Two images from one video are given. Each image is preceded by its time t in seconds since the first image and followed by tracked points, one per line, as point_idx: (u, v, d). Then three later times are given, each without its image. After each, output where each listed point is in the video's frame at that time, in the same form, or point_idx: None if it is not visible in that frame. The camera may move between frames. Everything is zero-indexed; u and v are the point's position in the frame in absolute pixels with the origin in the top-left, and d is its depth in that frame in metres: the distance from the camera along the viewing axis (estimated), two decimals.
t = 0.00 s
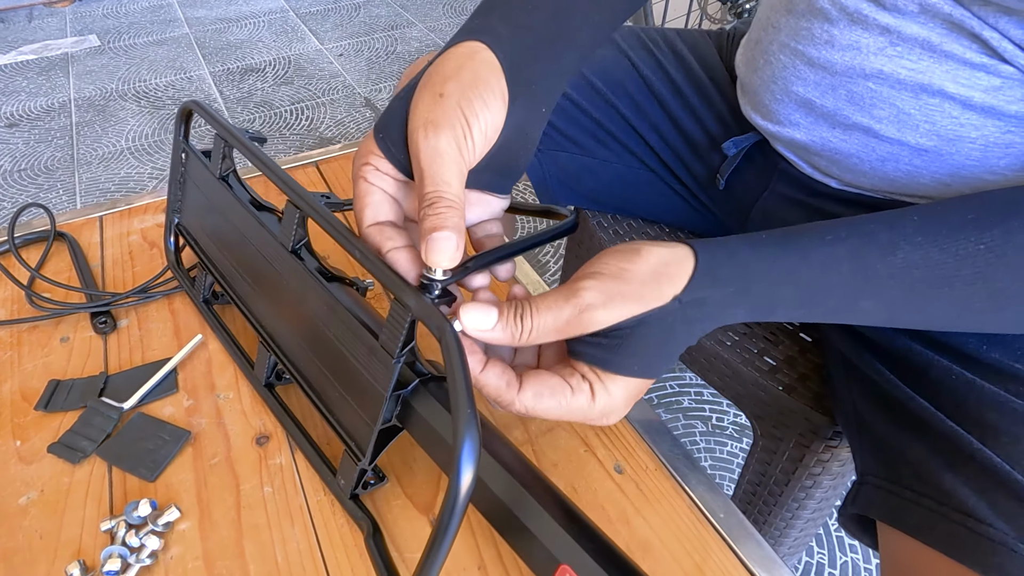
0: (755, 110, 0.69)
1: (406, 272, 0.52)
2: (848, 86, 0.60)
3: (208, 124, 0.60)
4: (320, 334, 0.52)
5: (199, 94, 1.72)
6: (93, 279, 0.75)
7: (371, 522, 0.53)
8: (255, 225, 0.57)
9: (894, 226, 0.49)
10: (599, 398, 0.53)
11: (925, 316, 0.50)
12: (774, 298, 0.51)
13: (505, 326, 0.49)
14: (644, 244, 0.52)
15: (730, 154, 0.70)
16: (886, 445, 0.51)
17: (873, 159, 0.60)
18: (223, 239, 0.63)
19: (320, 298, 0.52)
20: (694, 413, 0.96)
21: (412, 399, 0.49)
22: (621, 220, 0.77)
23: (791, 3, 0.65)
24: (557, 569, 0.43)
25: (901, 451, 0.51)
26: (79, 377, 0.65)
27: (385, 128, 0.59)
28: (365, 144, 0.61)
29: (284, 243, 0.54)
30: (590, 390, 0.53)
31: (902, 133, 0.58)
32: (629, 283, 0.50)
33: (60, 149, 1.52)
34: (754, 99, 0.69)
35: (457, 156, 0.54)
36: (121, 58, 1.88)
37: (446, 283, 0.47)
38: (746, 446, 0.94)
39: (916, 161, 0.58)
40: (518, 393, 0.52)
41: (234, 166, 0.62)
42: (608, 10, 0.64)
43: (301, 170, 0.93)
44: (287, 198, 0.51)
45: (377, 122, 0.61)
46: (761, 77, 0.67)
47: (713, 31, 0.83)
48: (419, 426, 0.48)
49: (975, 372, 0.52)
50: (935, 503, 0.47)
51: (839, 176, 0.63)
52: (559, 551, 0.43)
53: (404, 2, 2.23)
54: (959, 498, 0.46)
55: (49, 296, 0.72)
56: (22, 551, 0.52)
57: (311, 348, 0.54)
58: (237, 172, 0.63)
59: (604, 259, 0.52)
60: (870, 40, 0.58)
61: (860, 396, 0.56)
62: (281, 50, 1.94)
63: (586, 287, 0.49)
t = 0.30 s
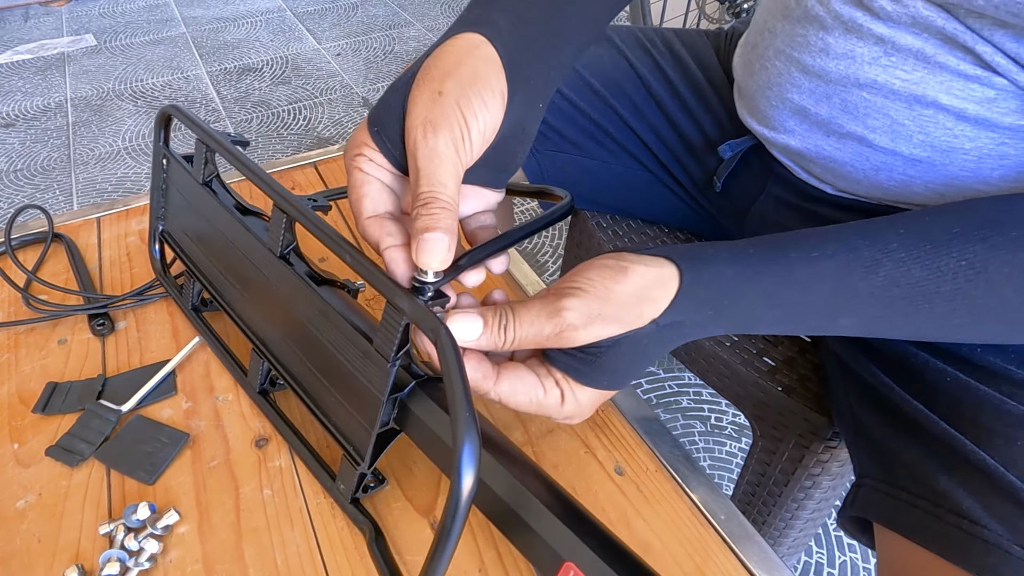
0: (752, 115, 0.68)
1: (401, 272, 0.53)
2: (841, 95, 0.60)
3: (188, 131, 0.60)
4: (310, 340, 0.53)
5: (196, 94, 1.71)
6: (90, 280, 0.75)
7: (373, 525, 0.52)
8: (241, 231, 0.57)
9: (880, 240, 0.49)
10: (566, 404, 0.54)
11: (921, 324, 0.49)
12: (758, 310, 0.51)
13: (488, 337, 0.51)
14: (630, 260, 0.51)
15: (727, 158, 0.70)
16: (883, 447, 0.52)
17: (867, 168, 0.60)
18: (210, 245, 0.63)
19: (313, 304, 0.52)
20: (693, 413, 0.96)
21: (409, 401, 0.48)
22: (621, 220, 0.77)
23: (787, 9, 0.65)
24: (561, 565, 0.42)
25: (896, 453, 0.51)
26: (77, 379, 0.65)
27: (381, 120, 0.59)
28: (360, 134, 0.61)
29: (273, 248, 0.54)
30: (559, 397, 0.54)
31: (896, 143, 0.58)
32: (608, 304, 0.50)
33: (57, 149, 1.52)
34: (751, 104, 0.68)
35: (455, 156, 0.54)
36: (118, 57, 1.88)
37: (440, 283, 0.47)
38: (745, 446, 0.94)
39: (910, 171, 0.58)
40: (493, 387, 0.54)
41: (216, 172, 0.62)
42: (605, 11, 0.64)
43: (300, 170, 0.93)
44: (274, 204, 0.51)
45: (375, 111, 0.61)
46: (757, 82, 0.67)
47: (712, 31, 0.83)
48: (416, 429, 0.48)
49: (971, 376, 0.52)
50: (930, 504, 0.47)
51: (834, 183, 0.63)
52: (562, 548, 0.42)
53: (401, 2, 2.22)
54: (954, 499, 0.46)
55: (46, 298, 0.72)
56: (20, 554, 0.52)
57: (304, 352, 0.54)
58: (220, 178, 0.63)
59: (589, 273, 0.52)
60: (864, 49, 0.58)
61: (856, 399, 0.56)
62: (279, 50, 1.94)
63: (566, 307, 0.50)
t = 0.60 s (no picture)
0: (744, 120, 0.68)
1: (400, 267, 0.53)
2: (831, 104, 0.60)
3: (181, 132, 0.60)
4: (306, 339, 0.52)
5: (192, 95, 1.71)
6: (86, 282, 0.75)
7: (366, 524, 0.52)
8: (236, 229, 0.57)
9: (874, 264, 0.48)
10: (526, 398, 0.57)
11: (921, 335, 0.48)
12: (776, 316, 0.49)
13: (473, 315, 0.51)
14: (627, 289, 0.49)
15: (720, 162, 0.69)
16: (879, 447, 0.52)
17: (858, 175, 0.60)
18: (202, 247, 0.62)
19: (310, 302, 0.52)
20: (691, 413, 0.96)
21: (405, 398, 0.48)
22: (617, 221, 0.77)
23: (780, 16, 0.65)
24: (559, 554, 0.43)
25: (890, 454, 0.51)
26: (74, 382, 0.65)
27: (377, 113, 0.59)
28: (354, 126, 0.61)
29: (269, 247, 0.54)
30: (520, 391, 0.56)
31: (885, 153, 0.58)
32: (595, 329, 0.49)
33: (53, 150, 1.51)
34: (743, 109, 0.68)
35: (454, 155, 0.54)
36: (114, 58, 1.87)
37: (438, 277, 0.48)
38: (743, 446, 0.94)
39: (900, 180, 0.58)
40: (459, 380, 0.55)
41: (208, 173, 0.62)
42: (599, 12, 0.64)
43: (297, 171, 0.93)
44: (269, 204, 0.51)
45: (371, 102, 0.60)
46: (749, 88, 0.67)
47: (708, 31, 0.83)
48: (412, 426, 0.48)
49: (964, 377, 0.52)
50: (925, 506, 0.47)
51: (826, 189, 0.63)
52: (559, 539, 0.43)
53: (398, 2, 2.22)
54: (949, 500, 0.46)
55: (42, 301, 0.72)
56: (17, 558, 0.52)
57: (299, 352, 0.53)
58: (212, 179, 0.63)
59: (581, 289, 0.50)
60: (853, 59, 0.58)
61: (850, 401, 0.56)
62: (275, 51, 1.93)
63: (549, 326, 0.49)
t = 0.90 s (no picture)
0: (739, 125, 0.68)
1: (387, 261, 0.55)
2: (824, 113, 0.61)
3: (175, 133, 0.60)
4: (301, 339, 0.53)
5: (191, 96, 1.71)
6: (86, 283, 0.75)
7: (366, 522, 0.52)
8: (230, 230, 0.57)
9: (861, 287, 0.49)
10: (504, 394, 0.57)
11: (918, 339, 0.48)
12: (765, 329, 0.50)
13: (467, 316, 0.50)
14: (616, 326, 0.50)
15: (714, 164, 0.70)
16: (871, 448, 0.52)
17: (851, 184, 0.60)
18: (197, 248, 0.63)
19: (304, 303, 0.52)
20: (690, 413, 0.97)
21: (402, 398, 0.49)
22: (616, 222, 0.78)
23: (774, 21, 0.65)
24: (556, 550, 0.43)
25: (881, 454, 0.51)
26: (74, 383, 0.65)
27: (382, 103, 0.58)
28: (356, 113, 0.60)
29: (264, 249, 0.54)
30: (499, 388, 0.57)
31: (877, 162, 0.59)
32: (580, 358, 0.50)
33: (51, 151, 1.51)
34: (738, 113, 0.68)
35: (460, 155, 0.54)
36: (112, 59, 1.88)
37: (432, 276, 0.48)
38: (741, 446, 0.94)
39: (891, 189, 0.59)
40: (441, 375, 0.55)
41: (202, 175, 0.62)
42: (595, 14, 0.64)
43: (296, 172, 0.93)
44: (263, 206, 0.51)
45: (379, 88, 0.60)
46: (744, 92, 0.67)
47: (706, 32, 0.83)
48: (410, 424, 0.49)
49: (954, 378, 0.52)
50: (916, 504, 0.48)
51: (819, 196, 0.64)
52: (556, 536, 0.43)
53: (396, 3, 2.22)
54: (939, 499, 0.47)
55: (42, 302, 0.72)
56: (17, 558, 0.52)
57: (295, 353, 0.54)
58: (207, 181, 0.63)
59: (574, 314, 0.50)
60: (844, 68, 0.59)
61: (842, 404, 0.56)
62: (274, 51, 1.94)
63: (537, 350, 0.50)
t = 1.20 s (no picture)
0: (739, 134, 0.68)
1: (398, 260, 0.51)
2: (821, 128, 0.61)
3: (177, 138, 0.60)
4: (303, 343, 0.53)
5: (193, 98, 1.71)
6: (89, 286, 0.75)
7: (367, 526, 0.53)
8: (233, 235, 0.58)
9: (855, 291, 0.49)
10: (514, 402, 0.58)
11: (911, 346, 0.48)
12: (754, 325, 0.50)
13: (467, 324, 0.51)
14: (607, 325, 0.50)
15: (713, 171, 0.71)
16: (868, 453, 0.52)
17: (847, 198, 0.61)
18: (200, 252, 0.63)
19: (306, 308, 0.52)
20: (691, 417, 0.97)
21: (403, 402, 0.49)
22: (617, 226, 0.78)
23: (773, 33, 0.65)
24: (556, 557, 0.43)
25: (879, 459, 0.51)
26: (77, 386, 0.65)
27: (438, 93, 0.54)
28: (404, 91, 0.55)
29: (266, 253, 0.54)
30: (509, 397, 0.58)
31: (872, 179, 0.59)
32: (576, 360, 0.51)
33: (53, 153, 1.52)
34: (737, 122, 0.68)
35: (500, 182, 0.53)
36: (115, 62, 1.88)
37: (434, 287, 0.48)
38: (742, 449, 0.94)
39: (886, 204, 0.59)
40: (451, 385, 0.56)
41: (204, 179, 0.62)
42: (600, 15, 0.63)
43: (298, 176, 0.94)
44: (266, 210, 0.51)
45: (440, 71, 0.55)
46: (743, 102, 0.67)
47: (705, 37, 0.83)
48: (410, 429, 0.49)
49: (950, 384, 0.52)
50: (911, 508, 0.48)
51: (816, 207, 0.64)
52: (556, 540, 0.43)
53: (398, 7, 2.23)
54: (933, 503, 0.47)
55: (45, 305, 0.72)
56: (20, 562, 0.52)
57: (296, 357, 0.54)
58: (209, 186, 0.63)
59: (568, 318, 0.50)
60: (842, 85, 0.58)
61: (840, 410, 0.56)
62: (276, 54, 1.94)
63: (537, 357, 0.51)
